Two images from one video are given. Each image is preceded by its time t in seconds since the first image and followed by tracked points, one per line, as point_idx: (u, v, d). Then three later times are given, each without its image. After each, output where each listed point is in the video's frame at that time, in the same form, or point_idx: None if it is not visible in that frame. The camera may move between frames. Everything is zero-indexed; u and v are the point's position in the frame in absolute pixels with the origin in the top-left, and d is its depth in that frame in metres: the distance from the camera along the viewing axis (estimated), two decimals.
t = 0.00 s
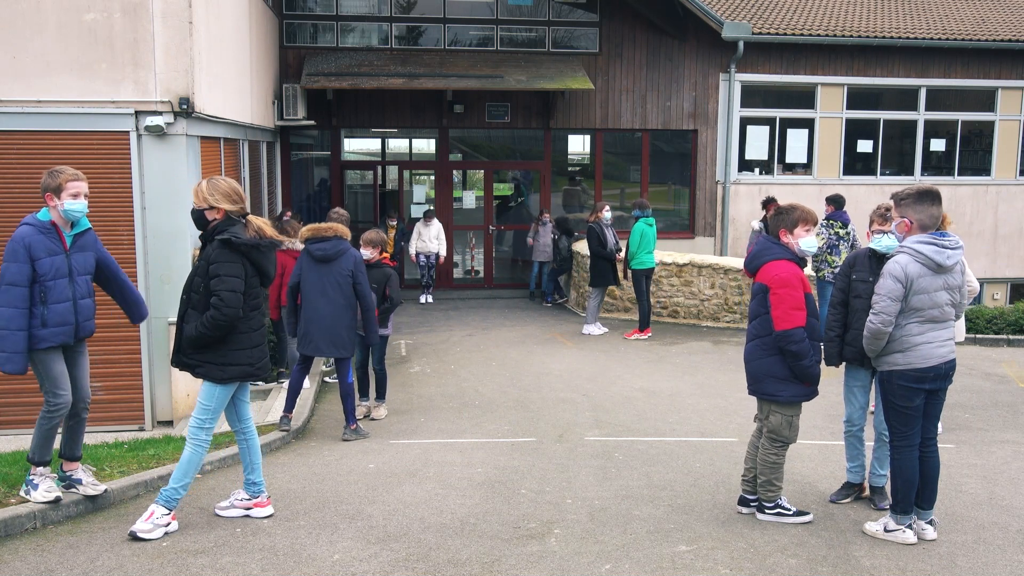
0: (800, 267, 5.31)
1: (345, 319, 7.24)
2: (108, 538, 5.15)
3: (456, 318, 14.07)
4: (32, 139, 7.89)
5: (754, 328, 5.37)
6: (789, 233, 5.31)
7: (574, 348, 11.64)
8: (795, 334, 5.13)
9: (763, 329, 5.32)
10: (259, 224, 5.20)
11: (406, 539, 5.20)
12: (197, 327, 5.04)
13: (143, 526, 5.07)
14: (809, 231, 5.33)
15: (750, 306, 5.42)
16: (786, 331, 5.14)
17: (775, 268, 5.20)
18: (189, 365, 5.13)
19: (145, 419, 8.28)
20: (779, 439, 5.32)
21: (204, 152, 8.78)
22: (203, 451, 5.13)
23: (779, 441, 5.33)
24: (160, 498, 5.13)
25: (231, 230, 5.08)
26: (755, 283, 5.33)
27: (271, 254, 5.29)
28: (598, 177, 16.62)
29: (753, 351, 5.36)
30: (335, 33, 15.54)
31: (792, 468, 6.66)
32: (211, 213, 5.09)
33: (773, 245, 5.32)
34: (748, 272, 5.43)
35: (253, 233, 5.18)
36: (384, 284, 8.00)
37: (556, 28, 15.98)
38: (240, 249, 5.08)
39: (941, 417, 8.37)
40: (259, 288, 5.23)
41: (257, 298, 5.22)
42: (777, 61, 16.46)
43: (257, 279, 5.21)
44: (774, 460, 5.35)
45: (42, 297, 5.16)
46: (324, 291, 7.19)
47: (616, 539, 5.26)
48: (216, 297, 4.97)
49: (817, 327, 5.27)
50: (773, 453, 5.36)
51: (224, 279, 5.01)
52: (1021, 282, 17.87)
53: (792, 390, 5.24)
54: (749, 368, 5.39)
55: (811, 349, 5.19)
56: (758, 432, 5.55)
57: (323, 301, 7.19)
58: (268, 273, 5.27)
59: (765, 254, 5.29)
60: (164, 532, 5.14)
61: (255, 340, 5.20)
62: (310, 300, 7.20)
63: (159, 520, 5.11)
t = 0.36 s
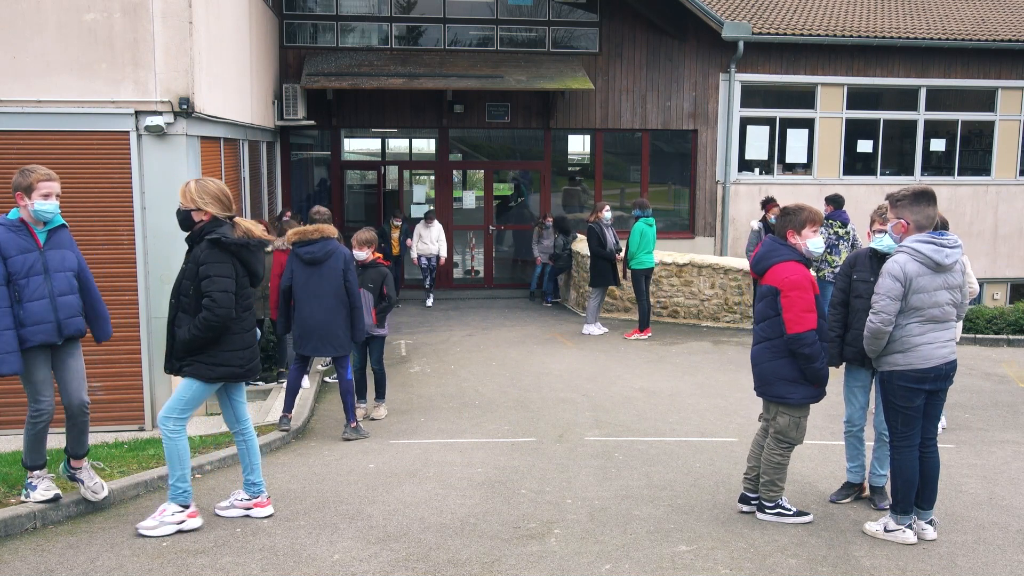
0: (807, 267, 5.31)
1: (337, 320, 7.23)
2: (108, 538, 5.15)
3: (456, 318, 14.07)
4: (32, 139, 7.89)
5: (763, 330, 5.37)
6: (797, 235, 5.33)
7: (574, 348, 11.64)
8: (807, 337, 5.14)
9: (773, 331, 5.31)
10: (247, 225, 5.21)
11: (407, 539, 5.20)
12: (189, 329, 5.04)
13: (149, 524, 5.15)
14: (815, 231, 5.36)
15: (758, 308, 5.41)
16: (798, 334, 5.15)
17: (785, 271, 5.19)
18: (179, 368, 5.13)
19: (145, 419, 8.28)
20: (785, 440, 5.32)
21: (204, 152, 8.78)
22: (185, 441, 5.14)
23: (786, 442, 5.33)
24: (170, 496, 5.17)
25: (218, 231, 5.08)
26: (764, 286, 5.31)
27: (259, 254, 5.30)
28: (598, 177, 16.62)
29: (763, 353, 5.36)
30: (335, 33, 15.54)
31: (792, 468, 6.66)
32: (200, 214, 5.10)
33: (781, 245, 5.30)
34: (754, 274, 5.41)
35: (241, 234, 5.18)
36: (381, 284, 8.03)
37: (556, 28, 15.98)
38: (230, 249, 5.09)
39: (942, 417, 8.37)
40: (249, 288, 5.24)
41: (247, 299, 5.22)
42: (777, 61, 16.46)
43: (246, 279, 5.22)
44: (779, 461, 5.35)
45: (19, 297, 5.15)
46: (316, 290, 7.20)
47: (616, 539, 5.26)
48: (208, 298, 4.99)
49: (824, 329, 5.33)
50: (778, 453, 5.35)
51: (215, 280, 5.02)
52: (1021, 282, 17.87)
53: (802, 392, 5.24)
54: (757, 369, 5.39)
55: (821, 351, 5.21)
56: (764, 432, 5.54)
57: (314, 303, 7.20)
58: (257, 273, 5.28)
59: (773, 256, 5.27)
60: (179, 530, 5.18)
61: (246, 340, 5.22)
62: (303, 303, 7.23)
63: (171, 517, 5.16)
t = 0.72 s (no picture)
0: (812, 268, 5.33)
1: (349, 321, 7.25)
2: (108, 538, 5.15)
3: (456, 318, 14.07)
4: (32, 139, 7.89)
5: (769, 332, 5.37)
6: (803, 237, 5.33)
7: (574, 348, 11.64)
8: (817, 340, 5.14)
9: (781, 332, 5.30)
10: (210, 219, 5.07)
11: (407, 539, 5.20)
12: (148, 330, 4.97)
13: (167, 522, 5.19)
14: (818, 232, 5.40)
15: (763, 310, 5.40)
16: (809, 337, 5.15)
17: (795, 273, 5.21)
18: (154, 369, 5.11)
19: (145, 419, 8.28)
20: (789, 441, 5.33)
21: (204, 152, 8.79)
22: (189, 445, 5.17)
23: (790, 443, 5.33)
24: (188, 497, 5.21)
25: (177, 226, 4.97)
26: (773, 288, 5.30)
27: (221, 248, 5.14)
28: (598, 177, 16.62)
29: (770, 355, 5.35)
30: (335, 33, 15.54)
31: (792, 468, 6.66)
32: (161, 208, 4.99)
33: (786, 246, 5.31)
34: (760, 275, 5.41)
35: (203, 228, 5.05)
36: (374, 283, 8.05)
37: (556, 28, 15.97)
38: (181, 246, 4.96)
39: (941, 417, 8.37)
40: (212, 284, 5.11)
41: (210, 295, 5.10)
42: (777, 61, 16.46)
43: (208, 275, 5.09)
44: (782, 462, 5.35)
45: (26, 297, 5.12)
46: (326, 293, 7.20)
47: (616, 539, 5.26)
48: (159, 298, 4.89)
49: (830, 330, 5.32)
50: (782, 454, 5.35)
51: (166, 279, 4.91)
52: (1021, 282, 17.88)
53: (809, 394, 5.24)
54: (764, 370, 5.37)
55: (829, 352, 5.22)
56: (768, 432, 5.55)
57: (325, 305, 7.20)
58: (221, 268, 5.14)
59: (779, 259, 5.27)
60: (197, 529, 5.21)
61: (213, 337, 5.12)
62: (313, 307, 7.20)
63: (190, 517, 5.19)
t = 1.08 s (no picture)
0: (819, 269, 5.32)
1: (344, 322, 7.26)
2: (108, 538, 5.15)
3: (456, 318, 14.07)
4: (32, 139, 7.89)
5: (773, 331, 5.35)
6: (818, 240, 5.32)
7: (574, 348, 11.64)
8: (827, 344, 5.15)
9: (785, 333, 5.29)
10: (199, 215, 5.07)
11: (406, 539, 5.20)
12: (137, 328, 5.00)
13: (167, 522, 5.20)
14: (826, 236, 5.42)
15: (767, 309, 5.38)
16: (819, 341, 5.16)
17: (806, 275, 5.19)
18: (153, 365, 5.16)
19: (145, 419, 8.28)
20: (791, 440, 5.33)
21: (204, 152, 8.79)
22: (197, 446, 5.17)
23: (791, 442, 5.34)
24: (189, 497, 5.21)
25: (165, 223, 4.98)
26: (781, 288, 5.28)
27: (209, 246, 5.10)
28: (598, 177, 16.62)
29: (772, 355, 5.34)
30: (335, 33, 15.54)
31: (792, 468, 6.65)
32: (152, 204, 5.02)
33: (795, 248, 5.29)
34: (765, 274, 5.38)
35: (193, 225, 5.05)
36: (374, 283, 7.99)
37: (556, 28, 15.97)
38: (163, 244, 4.93)
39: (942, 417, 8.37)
40: (201, 282, 5.09)
41: (199, 293, 5.09)
42: (777, 61, 16.46)
43: (194, 273, 5.06)
44: (783, 461, 5.35)
45: (48, 297, 5.15)
46: (323, 292, 7.20)
47: (616, 539, 5.26)
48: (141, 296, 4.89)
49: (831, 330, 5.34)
50: (783, 453, 5.35)
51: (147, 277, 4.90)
52: (1021, 282, 17.88)
53: (810, 395, 5.25)
54: (764, 370, 5.38)
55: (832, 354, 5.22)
56: (768, 430, 5.55)
57: (323, 303, 7.19)
58: (209, 266, 5.11)
59: (789, 260, 5.26)
60: (196, 530, 5.21)
61: (203, 336, 5.10)
62: (310, 305, 7.20)
63: (190, 517, 5.20)
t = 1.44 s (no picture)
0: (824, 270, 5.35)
1: (340, 322, 7.27)
2: (108, 538, 5.15)
3: (456, 318, 14.06)
4: (32, 139, 7.89)
5: (777, 332, 5.33)
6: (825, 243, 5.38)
7: (574, 348, 11.64)
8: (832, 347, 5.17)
9: (790, 335, 5.28)
10: (219, 217, 5.14)
11: (406, 539, 5.20)
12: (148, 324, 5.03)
13: (167, 522, 5.20)
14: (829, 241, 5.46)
15: (773, 310, 5.34)
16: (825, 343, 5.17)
17: (812, 277, 5.21)
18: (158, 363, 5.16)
19: (145, 419, 8.27)
20: (791, 440, 5.33)
21: (204, 152, 8.79)
22: (190, 445, 5.16)
23: (791, 443, 5.34)
24: (188, 497, 5.21)
25: (185, 224, 5.04)
26: (787, 289, 5.28)
27: (226, 250, 5.16)
28: (598, 177, 16.62)
29: (777, 356, 5.32)
30: (335, 33, 15.54)
31: (792, 468, 6.65)
32: (172, 207, 5.05)
33: (803, 249, 5.30)
34: (768, 276, 5.38)
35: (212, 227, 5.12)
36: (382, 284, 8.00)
37: (556, 28, 15.97)
38: (183, 243, 4.99)
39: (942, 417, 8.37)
40: (214, 283, 5.12)
41: (212, 295, 5.12)
42: (777, 61, 16.46)
43: (210, 274, 5.10)
44: (783, 462, 5.35)
45: (45, 299, 5.15)
46: (318, 292, 7.19)
47: (616, 539, 5.26)
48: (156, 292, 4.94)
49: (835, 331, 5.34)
50: (783, 454, 5.35)
51: (164, 274, 4.95)
52: (1021, 282, 17.88)
53: (812, 397, 5.26)
54: (764, 371, 5.37)
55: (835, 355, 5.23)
56: (768, 430, 5.55)
57: (314, 303, 7.19)
58: (225, 269, 5.15)
59: (796, 260, 5.27)
60: (196, 530, 5.21)
61: (212, 337, 5.12)
62: (306, 306, 7.20)
63: (190, 517, 5.19)
